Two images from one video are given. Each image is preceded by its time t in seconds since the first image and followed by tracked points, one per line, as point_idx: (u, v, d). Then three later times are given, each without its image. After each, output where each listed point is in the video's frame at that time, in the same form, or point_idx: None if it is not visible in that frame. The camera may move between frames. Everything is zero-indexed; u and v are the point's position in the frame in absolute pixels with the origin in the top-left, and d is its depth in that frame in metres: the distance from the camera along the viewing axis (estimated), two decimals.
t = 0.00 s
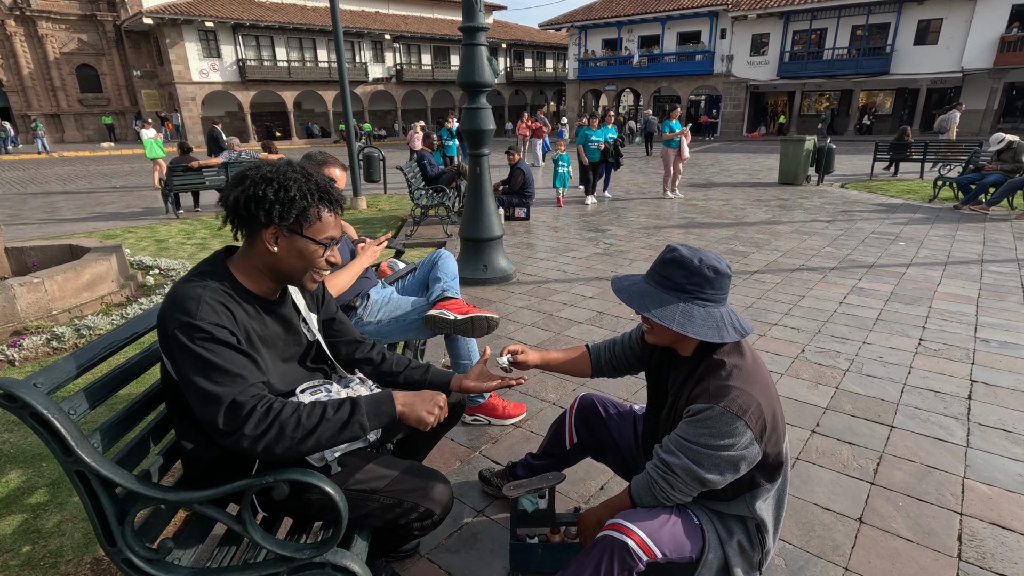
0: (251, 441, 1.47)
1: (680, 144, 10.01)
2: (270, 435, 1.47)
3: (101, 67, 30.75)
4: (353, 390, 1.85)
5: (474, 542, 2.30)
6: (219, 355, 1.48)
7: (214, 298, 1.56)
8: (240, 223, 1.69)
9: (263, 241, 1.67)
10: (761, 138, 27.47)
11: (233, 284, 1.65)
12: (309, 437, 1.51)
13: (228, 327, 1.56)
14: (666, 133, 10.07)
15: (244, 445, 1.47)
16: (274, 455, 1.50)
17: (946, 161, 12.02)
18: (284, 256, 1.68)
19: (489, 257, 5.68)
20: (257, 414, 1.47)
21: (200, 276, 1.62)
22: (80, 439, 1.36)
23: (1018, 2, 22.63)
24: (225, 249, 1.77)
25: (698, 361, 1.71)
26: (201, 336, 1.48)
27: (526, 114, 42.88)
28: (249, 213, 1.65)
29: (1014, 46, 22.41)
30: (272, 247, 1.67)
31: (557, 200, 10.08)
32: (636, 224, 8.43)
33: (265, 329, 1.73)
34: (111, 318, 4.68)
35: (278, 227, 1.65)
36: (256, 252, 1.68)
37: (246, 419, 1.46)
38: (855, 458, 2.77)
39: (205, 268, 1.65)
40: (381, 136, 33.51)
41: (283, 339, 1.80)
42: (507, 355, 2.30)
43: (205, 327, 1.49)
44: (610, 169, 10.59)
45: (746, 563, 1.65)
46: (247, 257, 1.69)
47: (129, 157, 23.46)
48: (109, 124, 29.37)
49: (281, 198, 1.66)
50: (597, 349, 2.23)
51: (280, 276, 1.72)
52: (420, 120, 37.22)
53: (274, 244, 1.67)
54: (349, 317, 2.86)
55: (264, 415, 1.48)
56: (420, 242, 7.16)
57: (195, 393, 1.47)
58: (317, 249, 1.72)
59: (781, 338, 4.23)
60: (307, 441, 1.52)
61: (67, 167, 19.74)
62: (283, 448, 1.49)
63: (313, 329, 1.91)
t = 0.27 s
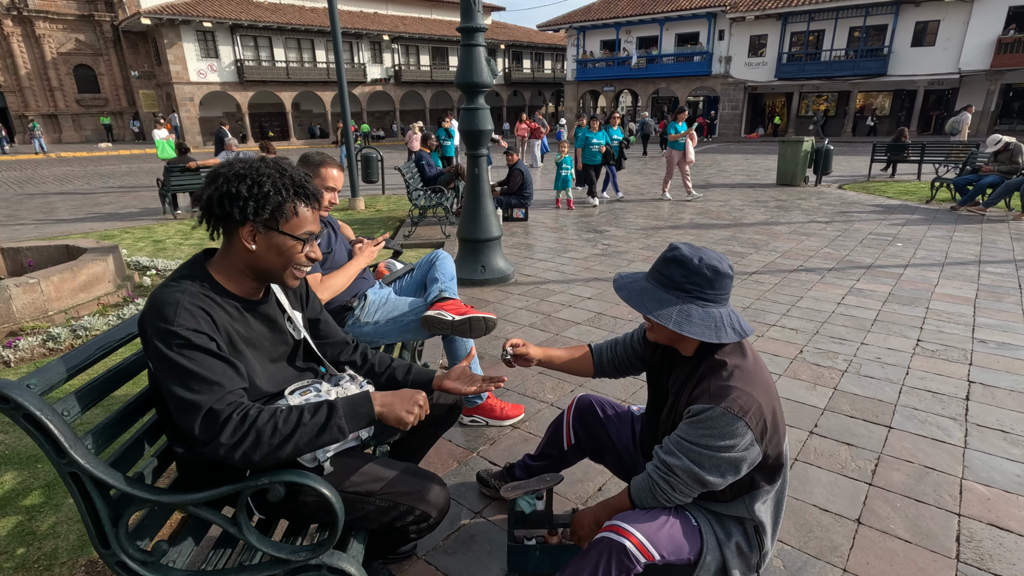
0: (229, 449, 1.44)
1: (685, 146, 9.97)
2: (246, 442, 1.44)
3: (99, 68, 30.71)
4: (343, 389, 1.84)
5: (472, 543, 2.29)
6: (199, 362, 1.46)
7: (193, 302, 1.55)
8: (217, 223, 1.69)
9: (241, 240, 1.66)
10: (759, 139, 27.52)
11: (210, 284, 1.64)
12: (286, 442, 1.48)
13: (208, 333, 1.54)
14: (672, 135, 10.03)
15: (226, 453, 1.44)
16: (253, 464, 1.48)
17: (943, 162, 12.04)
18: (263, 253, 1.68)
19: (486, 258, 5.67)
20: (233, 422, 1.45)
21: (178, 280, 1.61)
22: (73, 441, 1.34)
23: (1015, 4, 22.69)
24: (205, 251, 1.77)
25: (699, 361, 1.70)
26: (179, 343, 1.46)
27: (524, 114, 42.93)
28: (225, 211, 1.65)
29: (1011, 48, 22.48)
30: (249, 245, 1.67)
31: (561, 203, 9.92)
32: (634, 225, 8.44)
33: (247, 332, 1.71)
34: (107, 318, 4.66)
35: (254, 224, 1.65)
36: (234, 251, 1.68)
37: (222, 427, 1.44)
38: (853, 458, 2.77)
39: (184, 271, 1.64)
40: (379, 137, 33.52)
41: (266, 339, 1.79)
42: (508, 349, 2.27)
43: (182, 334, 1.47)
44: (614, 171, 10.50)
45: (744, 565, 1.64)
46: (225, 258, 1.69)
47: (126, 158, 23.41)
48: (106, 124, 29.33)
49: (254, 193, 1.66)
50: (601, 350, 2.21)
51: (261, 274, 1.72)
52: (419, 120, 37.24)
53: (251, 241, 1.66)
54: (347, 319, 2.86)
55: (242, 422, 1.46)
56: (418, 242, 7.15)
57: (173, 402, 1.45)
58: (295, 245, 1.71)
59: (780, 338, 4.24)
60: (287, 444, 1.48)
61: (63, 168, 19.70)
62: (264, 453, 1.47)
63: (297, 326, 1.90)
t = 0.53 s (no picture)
0: (210, 453, 1.45)
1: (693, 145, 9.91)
2: (229, 441, 1.45)
3: (95, 67, 30.61)
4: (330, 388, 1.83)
5: (468, 546, 2.28)
6: (178, 369, 1.45)
7: (170, 307, 1.54)
8: (190, 222, 1.68)
9: (215, 239, 1.66)
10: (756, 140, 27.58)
11: (183, 285, 1.62)
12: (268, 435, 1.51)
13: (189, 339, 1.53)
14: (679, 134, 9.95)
15: (212, 458, 1.45)
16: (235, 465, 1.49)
17: (939, 163, 12.07)
18: (238, 251, 1.67)
19: (484, 259, 5.66)
20: (210, 426, 1.45)
21: (156, 285, 1.59)
22: (65, 444, 1.33)
23: (1010, 6, 22.79)
24: (179, 254, 1.75)
25: (699, 360, 1.70)
26: (157, 349, 1.45)
27: (522, 115, 42.95)
28: (197, 209, 1.64)
29: (1007, 49, 22.60)
30: (223, 243, 1.66)
31: (564, 205, 9.74)
32: (631, 226, 8.44)
33: (230, 334, 1.70)
34: (103, 319, 4.65)
35: (227, 221, 1.64)
36: (208, 250, 1.67)
37: (202, 433, 1.43)
38: (850, 459, 2.77)
39: (160, 275, 1.63)
40: (377, 137, 33.49)
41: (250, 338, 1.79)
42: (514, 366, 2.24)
43: (161, 341, 1.46)
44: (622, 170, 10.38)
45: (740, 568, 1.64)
46: (201, 258, 1.68)
47: (123, 158, 23.34)
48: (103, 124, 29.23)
49: (225, 189, 1.65)
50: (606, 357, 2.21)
51: (237, 273, 1.71)
52: (416, 121, 37.23)
53: (225, 239, 1.66)
54: (343, 319, 2.85)
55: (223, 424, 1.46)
56: (415, 243, 7.14)
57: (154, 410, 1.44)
58: (271, 241, 1.71)
59: (777, 339, 4.24)
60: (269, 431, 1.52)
61: (60, 168, 19.63)
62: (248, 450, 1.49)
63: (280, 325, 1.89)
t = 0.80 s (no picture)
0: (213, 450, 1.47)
1: (697, 146, 9.88)
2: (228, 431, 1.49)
3: (91, 67, 30.50)
4: (319, 387, 1.81)
5: (464, 548, 2.28)
6: (174, 369, 1.46)
7: (158, 310, 1.53)
8: (172, 222, 1.66)
9: (196, 242, 1.64)
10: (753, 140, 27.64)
11: (171, 290, 1.62)
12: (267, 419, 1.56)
13: (180, 340, 1.53)
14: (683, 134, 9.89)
15: (218, 454, 1.47)
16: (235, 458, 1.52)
17: (934, 164, 12.12)
18: (218, 256, 1.67)
19: (480, 260, 5.66)
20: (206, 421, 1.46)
21: (141, 291, 1.58)
22: (58, 447, 1.33)
23: (1006, 7, 22.90)
24: (159, 259, 1.73)
25: (696, 360, 1.70)
26: (152, 353, 1.44)
27: (520, 116, 42.97)
28: (182, 213, 1.62)
29: (1002, 51, 22.73)
30: (205, 247, 1.65)
31: (566, 207, 9.61)
32: (628, 226, 8.45)
33: (219, 335, 1.71)
34: (98, 321, 4.63)
35: (210, 226, 1.63)
36: (189, 253, 1.66)
37: (200, 430, 1.45)
38: (846, 460, 2.78)
39: (142, 280, 1.62)
40: (374, 138, 33.45)
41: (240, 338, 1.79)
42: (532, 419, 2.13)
43: (154, 344, 1.46)
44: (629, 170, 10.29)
45: (737, 568, 1.64)
46: (183, 262, 1.67)
47: (119, 158, 23.27)
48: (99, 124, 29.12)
49: (212, 196, 1.63)
50: (614, 376, 2.11)
51: (217, 277, 1.70)
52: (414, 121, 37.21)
53: (207, 244, 1.65)
54: (339, 321, 2.84)
55: (224, 419, 1.48)
56: (412, 244, 7.13)
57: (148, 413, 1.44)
58: (253, 249, 1.71)
59: (773, 340, 4.25)
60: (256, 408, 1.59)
61: (55, 168, 19.56)
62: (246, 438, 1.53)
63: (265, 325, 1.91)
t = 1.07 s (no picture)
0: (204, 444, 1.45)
1: (699, 148, 9.75)
2: (224, 427, 1.46)
3: (88, 67, 30.43)
4: (320, 388, 1.80)
5: (462, 549, 2.28)
6: (173, 364, 1.45)
7: (161, 307, 1.53)
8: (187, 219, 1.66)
9: (202, 245, 1.63)
10: (750, 141, 27.70)
11: (183, 293, 1.63)
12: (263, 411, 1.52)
13: (181, 336, 1.53)
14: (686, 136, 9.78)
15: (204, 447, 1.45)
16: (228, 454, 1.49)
17: (931, 165, 12.16)
18: (218, 264, 1.64)
19: (479, 261, 5.66)
20: (203, 416, 1.45)
21: (142, 288, 1.58)
22: (55, 449, 1.33)
23: (1002, 9, 23.01)
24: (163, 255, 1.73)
25: (692, 360, 1.71)
26: (151, 347, 1.44)
27: (518, 116, 43.01)
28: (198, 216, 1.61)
29: (998, 52, 22.85)
30: (207, 253, 1.63)
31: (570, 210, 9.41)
32: (626, 227, 8.46)
33: (218, 335, 1.70)
34: (95, 322, 4.62)
35: (218, 239, 1.60)
36: (195, 252, 1.65)
37: (196, 425, 1.44)
38: (843, 462, 2.79)
39: (146, 278, 1.62)
40: (372, 138, 33.44)
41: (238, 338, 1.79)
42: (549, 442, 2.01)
43: (154, 338, 1.45)
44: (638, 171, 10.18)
45: (734, 568, 1.64)
46: (188, 258, 1.66)
47: (116, 158, 23.22)
48: (96, 124, 29.04)
49: (229, 213, 1.60)
50: (618, 387, 2.08)
51: (216, 283, 1.68)
52: (412, 121, 37.21)
53: (210, 251, 1.63)
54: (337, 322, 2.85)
55: (214, 412, 1.46)
56: (410, 245, 7.13)
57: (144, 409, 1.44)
58: (251, 271, 1.67)
59: (770, 341, 4.26)
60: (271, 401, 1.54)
61: (52, 168, 19.51)
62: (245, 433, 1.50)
63: (265, 326, 1.92)
